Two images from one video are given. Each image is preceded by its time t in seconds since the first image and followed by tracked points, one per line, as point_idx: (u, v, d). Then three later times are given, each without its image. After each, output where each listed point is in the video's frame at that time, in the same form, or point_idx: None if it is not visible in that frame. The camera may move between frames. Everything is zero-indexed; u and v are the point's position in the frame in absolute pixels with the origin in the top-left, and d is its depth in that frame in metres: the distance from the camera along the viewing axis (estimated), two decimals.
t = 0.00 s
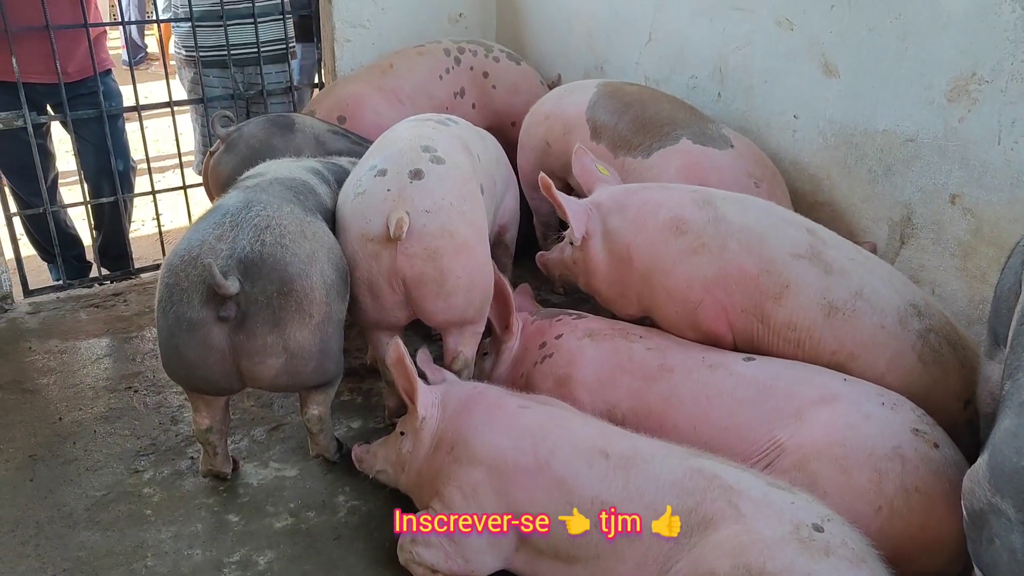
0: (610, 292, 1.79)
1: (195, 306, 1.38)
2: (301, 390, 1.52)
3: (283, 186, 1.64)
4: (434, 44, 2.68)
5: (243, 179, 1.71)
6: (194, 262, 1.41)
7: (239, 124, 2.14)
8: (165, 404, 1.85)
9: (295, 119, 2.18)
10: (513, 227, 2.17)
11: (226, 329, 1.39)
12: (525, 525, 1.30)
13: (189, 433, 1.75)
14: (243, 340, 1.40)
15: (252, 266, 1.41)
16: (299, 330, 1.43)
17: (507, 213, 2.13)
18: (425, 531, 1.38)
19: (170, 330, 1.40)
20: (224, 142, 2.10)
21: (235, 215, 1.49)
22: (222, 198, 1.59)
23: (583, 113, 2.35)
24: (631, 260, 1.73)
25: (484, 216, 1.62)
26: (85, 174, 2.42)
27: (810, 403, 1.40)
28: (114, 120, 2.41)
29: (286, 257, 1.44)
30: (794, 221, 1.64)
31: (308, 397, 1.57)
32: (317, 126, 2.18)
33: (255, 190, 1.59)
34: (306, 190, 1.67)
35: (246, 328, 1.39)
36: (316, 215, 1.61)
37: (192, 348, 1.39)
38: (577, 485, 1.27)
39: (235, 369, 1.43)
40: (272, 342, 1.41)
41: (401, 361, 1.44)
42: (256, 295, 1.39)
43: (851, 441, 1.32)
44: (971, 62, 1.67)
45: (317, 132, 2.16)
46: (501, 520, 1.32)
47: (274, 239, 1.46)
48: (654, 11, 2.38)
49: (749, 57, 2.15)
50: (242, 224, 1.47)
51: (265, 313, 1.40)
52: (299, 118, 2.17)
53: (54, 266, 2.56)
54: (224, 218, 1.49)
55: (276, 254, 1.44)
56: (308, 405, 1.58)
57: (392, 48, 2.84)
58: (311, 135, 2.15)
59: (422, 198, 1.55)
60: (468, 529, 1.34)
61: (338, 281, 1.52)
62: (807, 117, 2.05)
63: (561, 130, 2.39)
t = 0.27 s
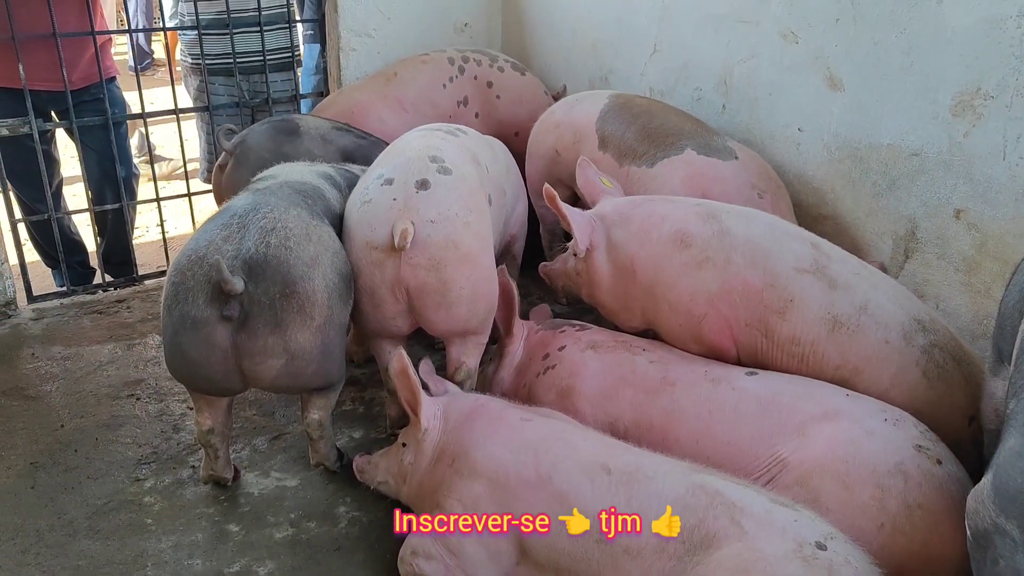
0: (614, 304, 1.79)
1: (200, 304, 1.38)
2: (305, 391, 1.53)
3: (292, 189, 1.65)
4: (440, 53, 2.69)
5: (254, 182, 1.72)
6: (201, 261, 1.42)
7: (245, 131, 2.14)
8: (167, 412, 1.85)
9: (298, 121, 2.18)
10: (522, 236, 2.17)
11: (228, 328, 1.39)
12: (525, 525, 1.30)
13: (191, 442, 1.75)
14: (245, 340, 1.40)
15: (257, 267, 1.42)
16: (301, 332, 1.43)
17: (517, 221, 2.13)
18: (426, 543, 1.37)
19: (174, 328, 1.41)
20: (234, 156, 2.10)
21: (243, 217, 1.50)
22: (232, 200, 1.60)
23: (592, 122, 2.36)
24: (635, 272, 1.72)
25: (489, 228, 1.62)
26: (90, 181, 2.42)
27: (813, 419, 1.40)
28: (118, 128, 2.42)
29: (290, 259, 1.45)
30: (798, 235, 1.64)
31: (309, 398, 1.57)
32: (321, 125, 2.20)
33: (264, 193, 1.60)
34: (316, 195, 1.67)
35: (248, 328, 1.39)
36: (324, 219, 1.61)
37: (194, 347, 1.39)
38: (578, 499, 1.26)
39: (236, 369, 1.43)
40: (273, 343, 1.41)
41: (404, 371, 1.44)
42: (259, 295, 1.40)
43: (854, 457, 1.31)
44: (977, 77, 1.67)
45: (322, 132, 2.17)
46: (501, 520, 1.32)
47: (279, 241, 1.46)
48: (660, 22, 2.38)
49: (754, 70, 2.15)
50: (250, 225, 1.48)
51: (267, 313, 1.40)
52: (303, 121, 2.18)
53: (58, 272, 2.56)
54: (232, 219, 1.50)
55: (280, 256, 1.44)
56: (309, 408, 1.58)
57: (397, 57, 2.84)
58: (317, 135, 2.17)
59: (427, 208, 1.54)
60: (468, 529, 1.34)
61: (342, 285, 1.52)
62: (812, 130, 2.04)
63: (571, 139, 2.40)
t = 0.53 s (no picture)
0: (609, 311, 1.79)
1: (187, 302, 1.38)
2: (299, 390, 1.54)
3: (280, 190, 1.65)
4: (437, 59, 2.69)
5: (244, 183, 1.73)
6: (188, 261, 1.42)
7: (246, 145, 2.14)
8: (161, 418, 1.85)
9: (300, 137, 2.19)
10: (519, 243, 2.18)
11: (215, 326, 1.39)
12: (526, 526, 1.29)
13: (185, 447, 1.75)
14: (232, 338, 1.40)
15: (243, 266, 1.42)
16: (287, 330, 1.43)
17: (513, 229, 2.13)
18: (419, 550, 1.37)
19: (163, 327, 1.41)
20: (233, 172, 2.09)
21: (231, 218, 1.50)
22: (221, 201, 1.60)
23: (589, 129, 2.36)
24: (630, 279, 1.73)
25: (482, 233, 1.62)
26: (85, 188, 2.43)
27: (806, 427, 1.40)
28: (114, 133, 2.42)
29: (275, 258, 1.45)
30: (792, 243, 1.64)
31: (304, 399, 1.57)
32: (322, 141, 2.21)
33: (253, 194, 1.60)
34: (304, 195, 1.67)
35: (235, 327, 1.39)
36: (312, 219, 1.61)
37: (182, 345, 1.39)
38: (572, 507, 1.26)
39: (224, 368, 1.43)
40: (260, 341, 1.41)
41: (399, 377, 1.44)
42: (245, 294, 1.40)
43: (847, 465, 1.31)
44: (970, 87, 1.68)
45: (323, 148, 2.19)
46: (501, 520, 1.31)
47: (265, 241, 1.46)
48: (655, 30, 2.39)
49: (750, 77, 2.16)
50: (237, 226, 1.48)
51: (253, 312, 1.40)
52: (304, 136, 2.19)
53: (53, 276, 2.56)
54: (220, 220, 1.50)
55: (266, 255, 1.44)
56: (306, 406, 1.58)
57: (394, 63, 2.85)
58: (318, 151, 2.18)
59: (420, 213, 1.55)
60: (468, 529, 1.34)
61: (330, 285, 1.52)
62: (807, 138, 2.05)
63: (569, 145, 2.40)
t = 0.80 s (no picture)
0: (597, 311, 1.79)
1: (162, 309, 1.38)
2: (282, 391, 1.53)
3: (248, 188, 1.64)
4: (424, 58, 2.68)
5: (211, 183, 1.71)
6: (159, 267, 1.41)
7: (230, 144, 2.13)
8: (145, 418, 1.84)
9: (285, 136, 2.19)
10: (501, 245, 2.19)
11: (191, 331, 1.39)
12: (525, 525, 1.28)
13: (170, 448, 1.74)
14: (210, 343, 1.39)
15: (215, 270, 1.41)
16: (265, 331, 1.42)
17: (496, 231, 2.13)
18: (406, 551, 1.37)
19: (137, 334, 1.40)
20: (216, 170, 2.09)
21: (200, 220, 1.49)
22: (188, 203, 1.59)
23: (576, 128, 2.37)
24: (617, 278, 1.73)
25: (463, 235, 1.62)
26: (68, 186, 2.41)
27: (791, 426, 1.41)
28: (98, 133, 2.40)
29: (248, 260, 1.44)
30: (778, 242, 1.65)
31: (288, 398, 1.57)
32: (308, 141, 2.21)
33: (219, 195, 1.59)
34: (272, 192, 1.67)
35: (211, 331, 1.39)
36: (283, 217, 1.61)
37: (159, 351, 1.39)
38: (559, 507, 1.26)
39: (204, 371, 1.42)
40: (239, 344, 1.40)
41: (386, 377, 1.44)
42: (219, 298, 1.39)
43: (832, 464, 1.32)
44: (954, 87, 1.69)
45: (308, 147, 2.18)
46: (501, 520, 1.31)
47: (237, 244, 1.46)
48: (641, 29, 2.39)
49: (735, 77, 2.16)
50: (207, 228, 1.47)
51: (229, 315, 1.39)
52: (290, 136, 2.19)
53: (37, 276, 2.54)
54: (189, 223, 1.49)
55: (238, 258, 1.44)
56: (290, 407, 1.58)
57: (380, 62, 2.84)
58: (303, 151, 2.17)
59: (399, 215, 1.54)
60: (468, 529, 1.33)
61: (305, 283, 1.52)
62: (791, 137, 2.06)
63: (555, 144, 2.40)
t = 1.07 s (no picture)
0: (585, 312, 1.80)
1: (150, 305, 1.38)
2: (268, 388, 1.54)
3: (236, 190, 1.64)
4: (412, 57, 2.68)
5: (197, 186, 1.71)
6: (147, 264, 1.41)
7: (211, 145, 2.14)
8: (133, 420, 1.84)
9: (267, 137, 2.19)
10: (482, 245, 2.19)
11: (180, 326, 1.39)
12: (526, 525, 1.28)
13: (157, 450, 1.74)
14: (198, 338, 1.40)
15: (204, 266, 1.41)
16: (253, 326, 1.44)
17: (477, 233, 2.15)
18: (394, 553, 1.38)
19: (125, 331, 1.40)
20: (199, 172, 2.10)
21: (188, 219, 1.50)
22: (176, 204, 1.59)
23: (566, 128, 2.37)
24: (604, 280, 1.74)
25: (445, 236, 1.63)
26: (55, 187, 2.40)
27: (775, 427, 1.42)
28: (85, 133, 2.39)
29: (236, 256, 1.45)
30: (763, 245, 1.66)
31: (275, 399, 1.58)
32: (289, 141, 2.23)
33: (207, 196, 1.59)
34: (260, 195, 1.67)
35: (200, 326, 1.39)
36: (270, 218, 1.62)
37: (147, 348, 1.39)
38: (545, 509, 1.27)
39: (192, 367, 1.43)
40: (227, 338, 1.41)
41: (374, 379, 1.44)
42: (208, 293, 1.39)
43: (814, 465, 1.34)
44: (936, 90, 1.71)
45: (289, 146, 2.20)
46: (501, 520, 1.31)
47: (225, 240, 1.46)
48: (628, 30, 2.40)
49: (721, 78, 2.17)
50: (196, 227, 1.47)
51: (218, 309, 1.40)
52: (270, 135, 2.20)
53: (24, 277, 2.53)
54: (177, 222, 1.49)
55: (226, 254, 1.44)
56: (275, 407, 1.59)
57: (368, 61, 2.84)
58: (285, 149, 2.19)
59: (382, 216, 1.56)
60: (468, 529, 1.33)
61: (291, 281, 1.53)
62: (776, 139, 2.08)
63: (544, 145, 2.41)
